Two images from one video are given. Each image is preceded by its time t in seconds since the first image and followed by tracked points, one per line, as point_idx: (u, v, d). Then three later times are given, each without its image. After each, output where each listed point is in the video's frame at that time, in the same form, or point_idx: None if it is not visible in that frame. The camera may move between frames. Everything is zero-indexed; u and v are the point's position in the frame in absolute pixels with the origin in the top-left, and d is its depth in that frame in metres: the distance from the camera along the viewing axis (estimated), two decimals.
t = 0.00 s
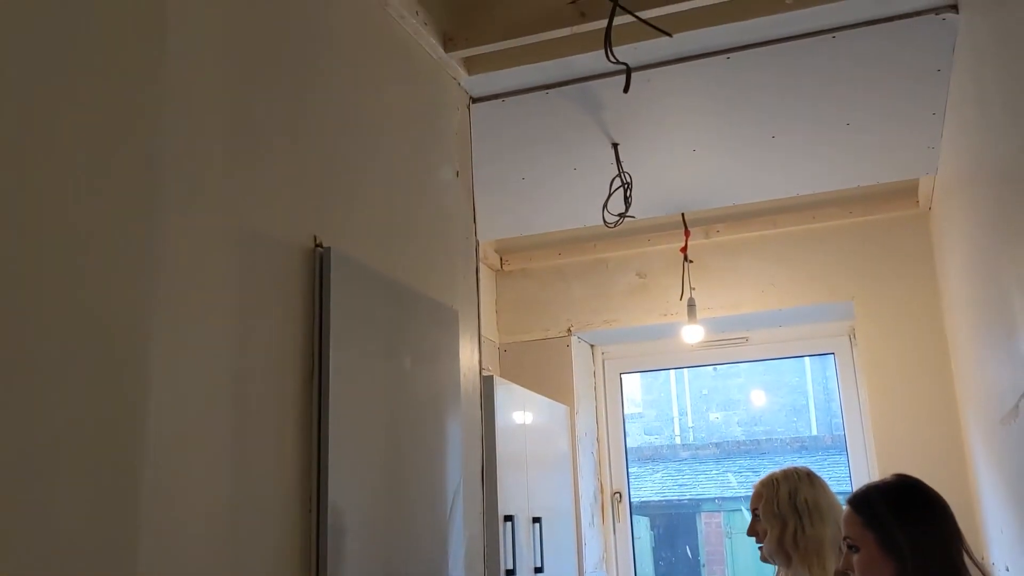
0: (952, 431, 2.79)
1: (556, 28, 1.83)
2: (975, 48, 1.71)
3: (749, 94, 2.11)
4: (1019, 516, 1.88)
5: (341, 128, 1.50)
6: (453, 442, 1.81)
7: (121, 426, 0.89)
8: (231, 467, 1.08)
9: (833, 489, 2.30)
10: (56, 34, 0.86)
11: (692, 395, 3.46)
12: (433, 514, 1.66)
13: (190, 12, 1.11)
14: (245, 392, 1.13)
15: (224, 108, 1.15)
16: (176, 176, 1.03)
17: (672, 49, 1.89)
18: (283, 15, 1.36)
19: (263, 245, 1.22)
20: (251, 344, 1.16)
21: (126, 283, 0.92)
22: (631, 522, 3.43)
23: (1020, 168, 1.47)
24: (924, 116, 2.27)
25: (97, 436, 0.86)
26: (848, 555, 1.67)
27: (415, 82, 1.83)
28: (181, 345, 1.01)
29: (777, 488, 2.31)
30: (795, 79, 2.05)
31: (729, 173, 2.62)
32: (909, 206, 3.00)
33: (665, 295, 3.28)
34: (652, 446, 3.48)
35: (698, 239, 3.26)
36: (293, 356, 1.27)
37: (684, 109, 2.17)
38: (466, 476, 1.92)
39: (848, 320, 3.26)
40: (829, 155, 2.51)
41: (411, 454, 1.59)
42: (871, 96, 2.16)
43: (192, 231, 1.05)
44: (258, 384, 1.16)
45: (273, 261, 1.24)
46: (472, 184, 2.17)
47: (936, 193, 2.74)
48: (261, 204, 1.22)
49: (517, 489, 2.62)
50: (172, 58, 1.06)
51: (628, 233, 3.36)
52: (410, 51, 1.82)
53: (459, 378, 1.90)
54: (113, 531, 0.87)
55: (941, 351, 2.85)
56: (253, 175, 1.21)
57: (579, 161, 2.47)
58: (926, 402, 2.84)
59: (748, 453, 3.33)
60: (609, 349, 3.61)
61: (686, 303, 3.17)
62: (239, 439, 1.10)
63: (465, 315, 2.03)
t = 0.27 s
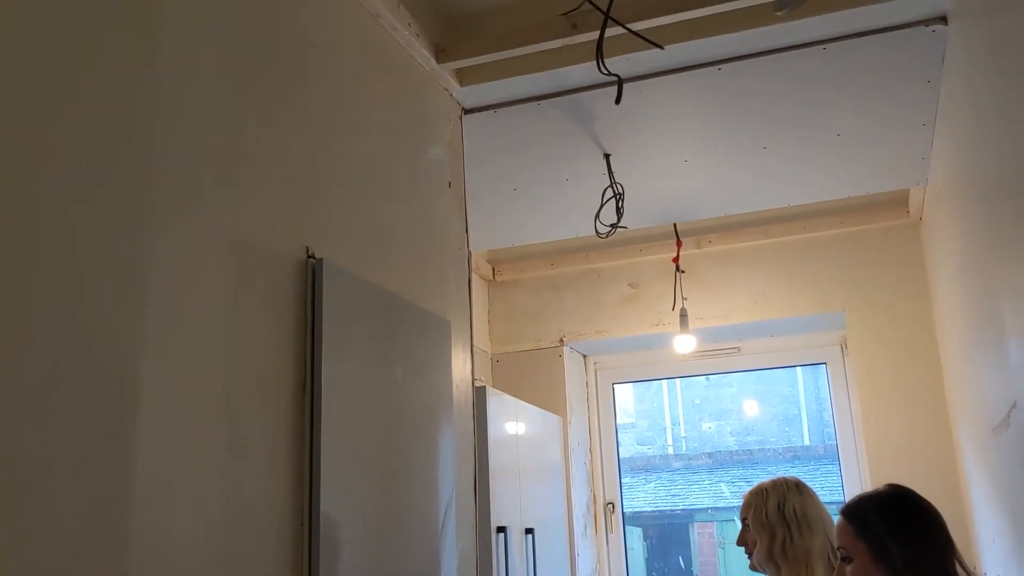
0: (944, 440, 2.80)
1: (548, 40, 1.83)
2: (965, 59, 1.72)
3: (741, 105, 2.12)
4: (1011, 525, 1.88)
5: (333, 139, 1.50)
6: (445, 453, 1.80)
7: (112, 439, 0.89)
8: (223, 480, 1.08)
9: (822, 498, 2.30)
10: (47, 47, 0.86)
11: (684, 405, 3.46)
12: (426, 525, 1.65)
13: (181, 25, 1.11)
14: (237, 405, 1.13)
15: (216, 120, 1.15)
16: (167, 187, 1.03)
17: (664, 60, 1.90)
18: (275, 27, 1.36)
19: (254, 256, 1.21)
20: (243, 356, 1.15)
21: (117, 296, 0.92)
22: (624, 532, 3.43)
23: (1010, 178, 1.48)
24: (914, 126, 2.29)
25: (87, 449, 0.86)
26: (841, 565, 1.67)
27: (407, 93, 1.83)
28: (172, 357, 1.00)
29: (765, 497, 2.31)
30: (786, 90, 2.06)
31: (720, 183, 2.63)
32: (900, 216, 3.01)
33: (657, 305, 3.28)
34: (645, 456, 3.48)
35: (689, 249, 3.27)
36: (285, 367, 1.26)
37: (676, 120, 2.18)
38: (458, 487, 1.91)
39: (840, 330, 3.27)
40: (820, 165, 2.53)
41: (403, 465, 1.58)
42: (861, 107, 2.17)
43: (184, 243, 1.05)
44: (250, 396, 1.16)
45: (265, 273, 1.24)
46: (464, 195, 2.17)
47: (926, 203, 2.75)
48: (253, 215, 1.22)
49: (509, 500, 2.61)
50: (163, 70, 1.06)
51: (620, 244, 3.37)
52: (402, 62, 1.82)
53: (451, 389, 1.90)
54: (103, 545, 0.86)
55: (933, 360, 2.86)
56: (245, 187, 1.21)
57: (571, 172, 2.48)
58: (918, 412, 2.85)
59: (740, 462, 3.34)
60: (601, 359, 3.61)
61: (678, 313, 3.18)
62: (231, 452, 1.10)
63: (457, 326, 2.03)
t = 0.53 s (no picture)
0: (941, 442, 2.80)
1: (545, 42, 1.83)
2: (961, 62, 1.73)
3: (737, 108, 2.12)
4: (1008, 528, 1.88)
5: (330, 142, 1.50)
6: (442, 456, 1.80)
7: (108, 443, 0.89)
8: (220, 484, 1.07)
9: (816, 499, 2.30)
10: (44, 49, 0.86)
11: (681, 407, 3.46)
12: (423, 528, 1.65)
13: (178, 27, 1.11)
14: (234, 408, 1.12)
15: (213, 123, 1.15)
16: (164, 189, 1.03)
17: (660, 63, 1.90)
18: (272, 30, 1.36)
19: (251, 259, 1.21)
20: (240, 359, 1.15)
21: (114, 299, 0.92)
22: (621, 535, 3.43)
23: (1006, 181, 1.49)
24: (910, 129, 2.29)
25: (84, 454, 0.85)
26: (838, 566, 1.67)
27: (404, 96, 1.83)
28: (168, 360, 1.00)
29: (760, 500, 2.31)
30: (783, 93, 2.06)
31: (717, 186, 2.63)
32: (896, 219, 3.02)
33: (654, 308, 3.28)
34: (641, 459, 3.48)
35: (686, 252, 3.27)
36: (282, 370, 1.26)
37: (672, 123, 2.18)
38: (455, 490, 1.91)
39: (836, 332, 3.27)
40: (816, 168, 2.53)
41: (400, 469, 1.58)
42: (858, 110, 2.18)
43: (181, 246, 1.05)
44: (246, 399, 1.16)
45: (262, 276, 1.24)
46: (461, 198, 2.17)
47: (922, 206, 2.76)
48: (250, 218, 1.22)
49: (506, 503, 2.61)
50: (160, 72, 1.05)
51: (617, 246, 3.37)
52: (399, 65, 1.82)
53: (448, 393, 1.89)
54: (100, 549, 0.86)
55: (929, 363, 2.87)
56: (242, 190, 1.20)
57: (567, 175, 2.48)
58: (914, 414, 2.85)
59: (737, 465, 3.33)
60: (598, 362, 3.61)
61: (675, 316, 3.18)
62: (227, 455, 1.10)
63: (454, 328, 2.03)
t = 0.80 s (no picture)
0: (939, 435, 2.81)
1: (544, 36, 1.83)
2: (960, 56, 1.73)
3: (736, 101, 2.12)
4: (1005, 521, 1.89)
5: (329, 135, 1.50)
6: (441, 449, 1.80)
7: (107, 438, 0.89)
8: (219, 478, 1.07)
9: (810, 490, 2.31)
10: (41, 43, 0.86)
11: (680, 401, 3.46)
12: (422, 521, 1.65)
13: (176, 21, 1.11)
14: (232, 402, 1.12)
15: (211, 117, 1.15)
16: (162, 183, 1.03)
17: (659, 56, 1.90)
18: (270, 24, 1.35)
19: (249, 254, 1.21)
20: (238, 353, 1.15)
21: (112, 293, 0.92)
22: (620, 528, 3.43)
23: (1004, 175, 1.49)
24: (909, 122, 2.29)
25: (83, 448, 0.86)
26: (837, 559, 1.68)
27: (402, 89, 1.83)
28: (167, 355, 1.00)
29: (757, 493, 2.31)
30: (782, 86, 2.06)
31: (716, 179, 2.63)
32: (895, 212, 3.01)
33: (653, 301, 3.28)
34: (640, 452, 3.48)
35: (685, 246, 3.27)
36: (281, 364, 1.26)
37: (671, 116, 2.18)
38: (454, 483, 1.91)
39: (835, 326, 3.28)
40: (815, 161, 2.53)
41: (399, 462, 1.58)
42: (857, 103, 2.17)
43: (179, 240, 1.05)
44: (245, 393, 1.16)
45: (261, 270, 1.24)
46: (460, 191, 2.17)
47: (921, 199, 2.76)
48: (248, 211, 1.22)
49: (505, 496, 2.61)
50: (157, 66, 1.05)
51: (615, 240, 3.37)
52: (397, 59, 1.82)
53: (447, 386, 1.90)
54: (100, 544, 0.86)
55: (928, 357, 2.87)
56: (240, 184, 1.20)
57: (566, 168, 2.48)
58: (913, 408, 2.86)
59: (736, 458, 3.34)
60: (597, 355, 3.61)
61: (673, 310, 3.18)
62: (226, 449, 1.10)
63: (453, 322, 2.03)
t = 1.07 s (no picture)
0: (936, 427, 2.81)
1: (542, 27, 1.83)
2: (959, 48, 1.72)
3: (735, 93, 2.12)
4: (1003, 512, 1.89)
5: (327, 127, 1.49)
6: (440, 441, 1.80)
7: (106, 429, 0.89)
8: (218, 470, 1.07)
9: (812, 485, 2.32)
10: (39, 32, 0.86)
11: (678, 393, 3.47)
12: (421, 512, 1.66)
13: (174, 11, 1.10)
14: (231, 393, 1.12)
15: (210, 108, 1.15)
16: (161, 174, 1.03)
17: (658, 48, 1.89)
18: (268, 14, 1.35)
19: (248, 245, 1.21)
20: (237, 344, 1.15)
21: (111, 284, 0.92)
22: (618, 520, 3.44)
23: (1004, 167, 1.48)
24: (908, 114, 2.29)
25: (82, 439, 0.85)
26: (835, 552, 1.67)
27: (401, 81, 1.83)
28: (165, 346, 1.00)
29: (764, 483, 2.31)
30: (780, 78, 2.06)
31: (715, 172, 2.63)
32: (894, 204, 3.01)
33: (651, 294, 3.28)
34: (638, 445, 3.49)
35: (683, 238, 3.27)
36: (279, 355, 1.26)
37: (670, 108, 2.18)
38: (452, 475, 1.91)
39: (833, 318, 3.28)
40: (814, 153, 2.53)
41: (398, 454, 1.59)
42: (856, 95, 2.17)
43: (177, 230, 1.04)
44: (244, 384, 1.16)
45: (259, 261, 1.23)
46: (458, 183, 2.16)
47: (919, 191, 2.75)
48: (247, 203, 1.22)
49: (504, 488, 2.61)
50: (155, 57, 1.05)
51: (614, 232, 3.37)
52: (396, 50, 1.81)
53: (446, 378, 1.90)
54: (98, 535, 0.86)
55: (925, 348, 2.88)
56: (239, 175, 1.20)
57: (564, 160, 2.47)
58: (910, 400, 2.86)
59: (734, 450, 3.34)
60: (595, 347, 3.61)
61: (671, 302, 3.18)
62: (225, 440, 1.10)
63: (452, 314, 2.03)
